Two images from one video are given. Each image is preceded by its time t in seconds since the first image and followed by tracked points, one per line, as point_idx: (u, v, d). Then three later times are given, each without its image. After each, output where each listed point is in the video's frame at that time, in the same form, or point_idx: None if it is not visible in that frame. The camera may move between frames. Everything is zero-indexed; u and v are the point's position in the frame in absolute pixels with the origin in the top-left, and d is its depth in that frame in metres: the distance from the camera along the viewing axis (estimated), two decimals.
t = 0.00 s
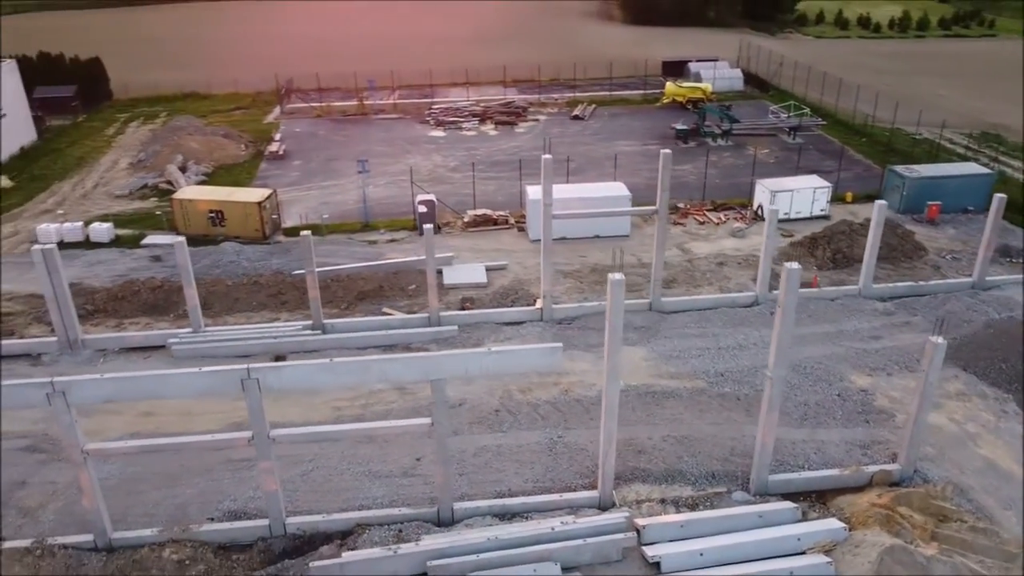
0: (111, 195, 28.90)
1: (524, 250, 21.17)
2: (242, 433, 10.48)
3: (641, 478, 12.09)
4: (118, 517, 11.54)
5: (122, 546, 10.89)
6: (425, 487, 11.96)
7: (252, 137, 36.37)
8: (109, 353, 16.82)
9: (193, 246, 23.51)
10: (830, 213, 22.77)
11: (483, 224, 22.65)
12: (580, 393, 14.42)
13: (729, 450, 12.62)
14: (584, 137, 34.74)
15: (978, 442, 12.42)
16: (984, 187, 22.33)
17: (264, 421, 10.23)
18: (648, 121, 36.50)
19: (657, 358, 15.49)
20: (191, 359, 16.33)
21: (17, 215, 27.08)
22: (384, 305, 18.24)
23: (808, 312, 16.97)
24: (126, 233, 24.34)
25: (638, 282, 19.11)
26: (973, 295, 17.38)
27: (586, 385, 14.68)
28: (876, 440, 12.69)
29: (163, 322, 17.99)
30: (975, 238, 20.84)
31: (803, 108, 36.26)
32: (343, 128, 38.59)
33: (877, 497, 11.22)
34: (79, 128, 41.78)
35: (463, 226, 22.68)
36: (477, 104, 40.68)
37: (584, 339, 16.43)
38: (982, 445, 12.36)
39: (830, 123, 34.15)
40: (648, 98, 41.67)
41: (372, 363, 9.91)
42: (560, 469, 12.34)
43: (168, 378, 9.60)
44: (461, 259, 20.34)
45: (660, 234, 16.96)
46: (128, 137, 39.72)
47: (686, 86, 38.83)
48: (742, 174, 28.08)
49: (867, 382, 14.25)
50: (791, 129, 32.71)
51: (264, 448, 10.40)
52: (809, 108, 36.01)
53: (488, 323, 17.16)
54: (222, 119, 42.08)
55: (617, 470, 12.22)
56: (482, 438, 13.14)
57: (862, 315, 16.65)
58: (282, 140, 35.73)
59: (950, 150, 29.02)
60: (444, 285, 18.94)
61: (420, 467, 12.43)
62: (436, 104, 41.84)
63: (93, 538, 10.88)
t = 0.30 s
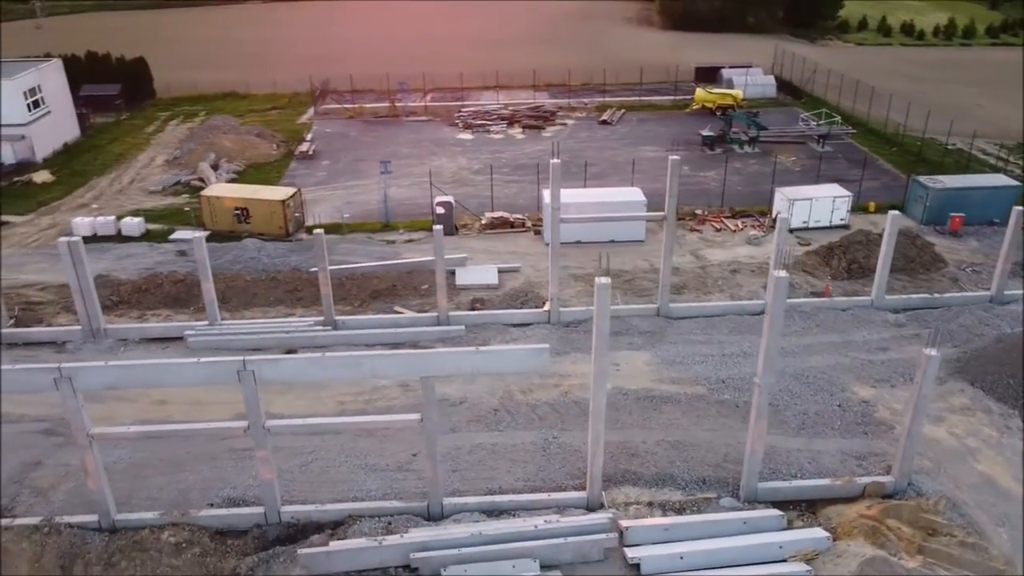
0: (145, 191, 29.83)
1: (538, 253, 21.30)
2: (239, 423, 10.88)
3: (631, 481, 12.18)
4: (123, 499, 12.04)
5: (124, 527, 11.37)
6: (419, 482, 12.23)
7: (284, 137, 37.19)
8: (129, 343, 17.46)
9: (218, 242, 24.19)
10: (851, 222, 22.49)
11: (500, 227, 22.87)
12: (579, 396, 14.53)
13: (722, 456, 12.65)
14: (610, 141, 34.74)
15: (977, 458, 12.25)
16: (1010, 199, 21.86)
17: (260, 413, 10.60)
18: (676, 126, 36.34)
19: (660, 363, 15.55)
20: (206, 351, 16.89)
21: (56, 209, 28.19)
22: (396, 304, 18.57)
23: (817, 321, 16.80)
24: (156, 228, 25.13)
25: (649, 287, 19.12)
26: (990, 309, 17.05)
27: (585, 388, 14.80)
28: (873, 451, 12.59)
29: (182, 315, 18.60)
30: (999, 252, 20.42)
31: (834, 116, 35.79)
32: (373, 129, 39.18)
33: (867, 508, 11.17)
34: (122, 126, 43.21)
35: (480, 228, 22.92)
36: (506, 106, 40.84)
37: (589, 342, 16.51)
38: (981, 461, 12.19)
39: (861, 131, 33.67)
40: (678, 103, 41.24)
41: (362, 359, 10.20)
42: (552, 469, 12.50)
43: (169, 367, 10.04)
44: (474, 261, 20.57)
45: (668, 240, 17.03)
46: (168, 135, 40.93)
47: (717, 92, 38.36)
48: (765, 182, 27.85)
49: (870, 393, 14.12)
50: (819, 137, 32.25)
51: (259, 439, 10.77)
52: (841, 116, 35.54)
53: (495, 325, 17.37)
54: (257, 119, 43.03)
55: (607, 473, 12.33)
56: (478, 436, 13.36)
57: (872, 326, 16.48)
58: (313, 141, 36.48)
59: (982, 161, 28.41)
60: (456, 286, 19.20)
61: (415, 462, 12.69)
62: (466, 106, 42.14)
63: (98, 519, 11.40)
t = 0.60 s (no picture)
0: (174, 187, 30.66)
1: (548, 255, 21.44)
2: (235, 412, 11.29)
3: (619, 481, 12.31)
4: (126, 482, 12.52)
5: (125, 509, 11.84)
6: (409, 475, 12.50)
7: (311, 136, 37.88)
8: (145, 333, 18.05)
9: (239, 238, 24.80)
10: (867, 230, 22.23)
11: (512, 228, 23.08)
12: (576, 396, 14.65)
13: (711, 460, 12.69)
14: (632, 144, 34.72)
15: (970, 469, 12.13)
16: None
17: (254, 403, 10.99)
18: (699, 130, 36.19)
19: (659, 366, 15.62)
20: (217, 343, 17.39)
21: (88, 203, 29.15)
22: (404, 302, 18.91)
23: (821, 329, 16.71)
24: (180, 223, 25.85)
25: (655, 291, 19.17)
26: (999, 320, 16.77)
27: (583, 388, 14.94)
28: (864, 460, 12.54)
29: (198, 307, 19.17)
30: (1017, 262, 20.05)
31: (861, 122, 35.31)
32: (398, 130, 39.66)
33: (851, 517, 11.14)
34: (157, 123, 44.42)
35: (492, 229, 23.15)
36: (530, 109, 41.00)
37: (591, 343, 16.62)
38: (973, 472, 12.06)
39: (888, 138, 33.18)
40: (704, 106, 40.99)
41: (352, 354, 10.55)
42: (541, 468, 12.68)
43: (164, 357, 10.48)
44: (484, 261, 20.79)
45: (672, 244, 17.10)
46: (200, 133, 41.95)
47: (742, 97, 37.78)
48: (784, 187, 27.63)
49: (867, 402, 14.03)
50: (843, 144, 31.87)
51: (252, 428, 11.15)
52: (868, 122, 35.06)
53: (499, 325, 17.59)
54: (287, 118, 43.82)
55: (595, 473, 12.47)
56: (472, 432, 13.62)
57: (877, 335, 16.34)
58: (338, 140, 37.10)
59: (1010, 170, 27.81)
60: (465, 286, 19.46)
61: (408, 455, 12.97)
62: (491, 107, 42.38)
63: (101, 500, 11.89)
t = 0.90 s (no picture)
0: (203, 185, 31.47)
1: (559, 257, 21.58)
2: (232, 403, 11.69)
3: (608, 483, 12.43)
4: (132, 467, 13.01)
5: (129, 493, 12.32)
6: (402, 470, 12.77)
7: (338, 136, 38.51)
8: (163, 325, 18.64)
9: (261, 235, 25.39)
10: (884, 239, 21.96)
11: (526, 231, 23.27)
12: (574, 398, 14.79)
13: (701, 465, 12.74)
14: (655, 148, 34.65)
15: (963, 483, 12.00)
16: None
17: (251, 396, 11.38)
18: (724, 135, 35.95)
19: (659, 370, 15.69)
20: (231, 336, 17.91)
21: (120, 198, 30.08)
22: (414, 301, 19.24)
23: (826, 338, 16.60)
24: (205, 219, 26.57)
25: (663, 296, 19.19)
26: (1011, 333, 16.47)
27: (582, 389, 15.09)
28: (856, 470, 12.47)
29: (215, 301, 19.73)
30: None
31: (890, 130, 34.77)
32: (424, 130, 40.09)
33: (836, 526, 11.12)
34: (192, 120, 45.55)
35: (507, 231, 23.37)
36: (556, 112, 41.09)
37: (593, 346, 16.74)
38: (967, 486, 11.92)
39: (917, 146, 32.64)
40: (731, 111, 40.71)
41: (345, 351, 10.88)
42: (532, 467, 12.85)
43: (164, 348, 10.94)
44: (496, 262, 21.01)
45: (677, 249, 17.17)
46: (232, 131, 42.89)
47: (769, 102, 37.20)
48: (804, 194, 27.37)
49: (865, 413, 13.93)
50: (870, 152, 31.52)
51: (249, 419, 11.55)
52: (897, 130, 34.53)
53: (504, 325, 17.79)
54: (318, 118, 44.57)
55: (585, 473, 12.62)
56: (467, 430, 13.86)
57: (883, 346, 16.18)
58: (365, 141, 37.65)
59: None
60: (474, 286, 19.71)
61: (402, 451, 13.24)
62: (518, 109, 42.58)
63: (105, 484, 12.37)
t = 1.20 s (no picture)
0: (232, 181, 32.23)
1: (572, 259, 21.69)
2: (232, 392, 12.11)
3: (597, 483, 12.55)
4: (139, 451, 13.52)
5: (134, 476, 12.81)
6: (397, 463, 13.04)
7: (367, 135, 39.09)
8: (181, 315, 19.23)
9: (283, 231, 25.95)
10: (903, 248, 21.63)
11: (541, 232, 23.43)
12: (572, 398, 14.91)
13: (692, 468, 12.79)
14: (679, 151, 34.51)
15: (956, 495, 11.86)
16: None
17: (249, 386, 11.78)
18: (751, 140, 35.65)
19: (660, 374, 15.74)
20: (245, 328, 18.42)
21: (152, 193, 30.98)
22: (424, 299, 19.54)
23: (833, 346, 16.48)
24: (231, 214, 27.25)
25: (671, 299, 19.19)
26: None
27: (581, 390, 15.21)
28: (848, 479, 12.41)
29: (232, 294, 20.28)
30: None
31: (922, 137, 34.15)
32: (452, 131, 40.45)
33: (821, 534, 11.10)
34: (227, 117, 46.61)
35: (522, 232, 23.55)
36: (583, 114, 41.15)
37: (597, 347, 16.85)
38: (960, 499, 11.79)
39: (948, 154, 32.02)
40: (760, 115, 40.33)
41: (340, 344, 11.22)
42: (524, 465, 13.02)
43: (166, 337, 11.41)
44: (508, 262, 21.20)
45: (684, 253, 17.20)
46: (265, 128, 43.78)
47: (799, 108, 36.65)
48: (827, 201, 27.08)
49: (864, 422, 13.83)
50: (898, 159, 30.95)
51: (247, 408, 11.95)
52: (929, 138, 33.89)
53: (510, 325, 17.98)
54: (349, 117, 45.27)
55: (575, 473, 12.76)
56: (464, 426, 14.10)
57: (890, 355, 16.00)
58: (392, 140, 38.15)
59: None
60: (485, 286, 19.92)
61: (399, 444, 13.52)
62: (546, 111, 42.72)
63: (112, 466, 12.88)
